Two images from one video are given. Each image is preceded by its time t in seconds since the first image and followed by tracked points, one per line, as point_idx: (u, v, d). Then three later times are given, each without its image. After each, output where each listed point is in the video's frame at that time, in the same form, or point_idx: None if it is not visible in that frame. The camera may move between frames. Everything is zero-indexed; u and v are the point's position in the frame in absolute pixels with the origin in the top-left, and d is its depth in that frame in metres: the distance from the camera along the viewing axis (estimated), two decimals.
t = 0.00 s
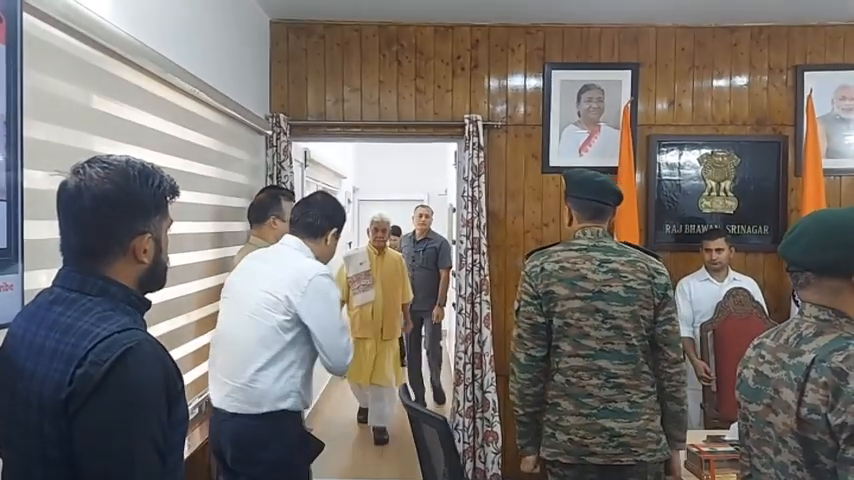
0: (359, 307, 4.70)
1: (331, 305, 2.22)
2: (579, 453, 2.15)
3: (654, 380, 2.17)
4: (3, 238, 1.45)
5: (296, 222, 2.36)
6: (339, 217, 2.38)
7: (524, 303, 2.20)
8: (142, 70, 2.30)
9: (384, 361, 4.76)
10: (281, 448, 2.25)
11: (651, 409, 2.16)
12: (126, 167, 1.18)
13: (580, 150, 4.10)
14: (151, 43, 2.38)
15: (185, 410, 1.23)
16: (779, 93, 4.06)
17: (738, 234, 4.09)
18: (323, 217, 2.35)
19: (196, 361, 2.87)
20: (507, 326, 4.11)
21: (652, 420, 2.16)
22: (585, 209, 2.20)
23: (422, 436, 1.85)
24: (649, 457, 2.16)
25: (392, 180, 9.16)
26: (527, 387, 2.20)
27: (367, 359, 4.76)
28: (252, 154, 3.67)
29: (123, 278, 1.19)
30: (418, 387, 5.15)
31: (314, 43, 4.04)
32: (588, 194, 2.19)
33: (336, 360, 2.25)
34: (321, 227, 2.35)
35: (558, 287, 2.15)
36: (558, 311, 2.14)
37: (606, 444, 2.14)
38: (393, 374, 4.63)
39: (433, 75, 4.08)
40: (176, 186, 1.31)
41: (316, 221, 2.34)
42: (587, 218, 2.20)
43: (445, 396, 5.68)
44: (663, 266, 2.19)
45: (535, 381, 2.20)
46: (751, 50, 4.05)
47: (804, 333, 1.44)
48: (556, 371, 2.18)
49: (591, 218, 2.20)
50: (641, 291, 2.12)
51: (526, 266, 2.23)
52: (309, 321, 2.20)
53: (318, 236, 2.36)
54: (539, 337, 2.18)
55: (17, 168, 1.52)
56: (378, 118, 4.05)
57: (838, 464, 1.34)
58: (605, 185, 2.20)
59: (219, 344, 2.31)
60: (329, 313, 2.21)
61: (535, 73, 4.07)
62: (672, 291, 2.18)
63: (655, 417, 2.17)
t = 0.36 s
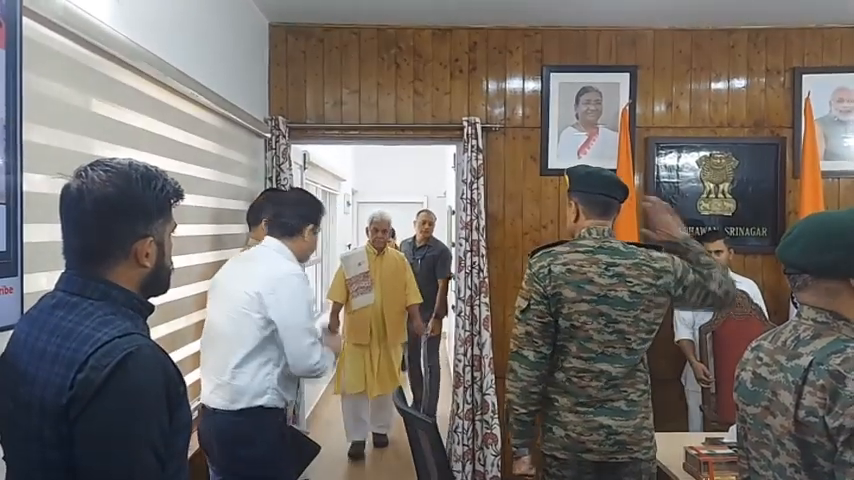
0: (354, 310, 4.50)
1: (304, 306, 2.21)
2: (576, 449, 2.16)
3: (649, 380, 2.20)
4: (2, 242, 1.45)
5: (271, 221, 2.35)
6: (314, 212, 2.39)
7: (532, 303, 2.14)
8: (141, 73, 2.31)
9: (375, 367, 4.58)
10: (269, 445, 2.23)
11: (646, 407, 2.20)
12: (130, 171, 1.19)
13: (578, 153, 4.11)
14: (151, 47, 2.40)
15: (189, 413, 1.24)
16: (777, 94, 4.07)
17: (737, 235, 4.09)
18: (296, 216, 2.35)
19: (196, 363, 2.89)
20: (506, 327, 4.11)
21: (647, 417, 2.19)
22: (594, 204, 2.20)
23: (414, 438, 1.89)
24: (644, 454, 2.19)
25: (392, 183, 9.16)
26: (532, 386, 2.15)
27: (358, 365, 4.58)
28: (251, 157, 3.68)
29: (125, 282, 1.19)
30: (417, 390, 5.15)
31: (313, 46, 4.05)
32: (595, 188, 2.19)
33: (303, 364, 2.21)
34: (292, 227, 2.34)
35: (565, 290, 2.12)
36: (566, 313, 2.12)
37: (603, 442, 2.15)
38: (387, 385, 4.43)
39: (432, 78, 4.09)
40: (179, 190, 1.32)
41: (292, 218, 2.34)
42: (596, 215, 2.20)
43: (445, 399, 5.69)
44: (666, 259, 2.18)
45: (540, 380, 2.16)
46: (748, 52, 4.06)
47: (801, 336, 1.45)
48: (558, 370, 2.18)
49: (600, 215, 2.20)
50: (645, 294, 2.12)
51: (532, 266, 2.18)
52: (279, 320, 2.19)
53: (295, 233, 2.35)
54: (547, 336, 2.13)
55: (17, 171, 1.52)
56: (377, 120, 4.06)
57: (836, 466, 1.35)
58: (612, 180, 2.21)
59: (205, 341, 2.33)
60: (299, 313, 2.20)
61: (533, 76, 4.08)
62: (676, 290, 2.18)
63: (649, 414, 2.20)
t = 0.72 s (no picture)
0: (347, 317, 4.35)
1: (270, 305, 2.15)
2: (577, 444, 2.15)
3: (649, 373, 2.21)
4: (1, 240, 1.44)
5: (250, 213, 2.37)
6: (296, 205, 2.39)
7: (535, 302, 2.13)
8: (140, 71, 2.30)
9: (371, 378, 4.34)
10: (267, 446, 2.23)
11: (646, 399, 2.21)
12: (132, 168, 1.19)
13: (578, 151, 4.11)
14: (149, 45, 2.39)
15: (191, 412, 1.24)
16: (776, 92, 4.06)
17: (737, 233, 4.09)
18: (275, 208, 2.35)
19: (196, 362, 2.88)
20: (506, 326, 4.11)
21: (647, 409, 2.20)
22: (594, 200, 2.19)
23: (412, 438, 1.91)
24: (646, 446, 2.19)
25: (391, 182, 9.16)
26: (537, 385, 2.14)
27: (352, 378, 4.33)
28: (250, 155, 3.67)
29: (127, 281, 1.19)
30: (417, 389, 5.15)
31: (311, 45, 4.05)
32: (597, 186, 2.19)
33: (257, 364, 2.13)
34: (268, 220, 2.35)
35: (569, 289, 2.11)
36: (570, 311, 2.11)
37: (604, 435, 2.14)
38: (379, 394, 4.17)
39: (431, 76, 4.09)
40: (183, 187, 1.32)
41: (271, 210, 2.35)
42: (596, 211, 2.20)
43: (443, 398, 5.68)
44: (664, 248, 2.19)
45: (544, 378, 2.15)
46: (747, 49, 4.06)
47: (801, 331, 1.44)
48: (559, 366, 2.17)
49: (601, 211, 2.19)
50: (648, 289, 2.13)
51: (534, 266, 2.17)
52: (247, 315, 2.16)
53: (276, 227, 2.36)
54: (550, 333, 2.13)
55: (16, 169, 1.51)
56: (376, 118, 4.06)
57: (836, 462, 1.34)
58: (612, 177, 2.21)
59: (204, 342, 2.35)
60: (263, 311, 2.15)
61: (532, 74, 4.07)
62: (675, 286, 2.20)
63: (649, 406, 2.21)
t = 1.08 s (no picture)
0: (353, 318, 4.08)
1: (245, 307, 2.13)
2: (578, 444, 2.15)
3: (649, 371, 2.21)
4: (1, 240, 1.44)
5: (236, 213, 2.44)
6: (276, 199, 2.40)
7: (534, 302, 2.13)
8: (139, 71, 2.30)
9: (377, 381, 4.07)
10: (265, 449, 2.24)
11: (647, 399, 2.20)
12: (134, 169, 1.19)
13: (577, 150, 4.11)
14: (149, 44, 2.39)
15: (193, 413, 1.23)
16: (775, 91, 4.06)
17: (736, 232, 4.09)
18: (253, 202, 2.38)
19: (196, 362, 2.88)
20: (506, 326, 4.10)
21: (648, 409, 2.20)
22: (592, 200, 2.19)
23: (412, 437, 1.91)
24: (647, 446, 2.19)
25: (391, 181, 9.16)
26: (537, 384, 2.14)
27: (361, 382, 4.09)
28: (250, 155, 3.67)
29: (127, 282, 1.18)
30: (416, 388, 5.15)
31: (311, 44, 4.04)
32: (598, 185, 2.18)
33: (234, 368, 2.13)
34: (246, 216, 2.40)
35: (568, 289, 2.11)
36: (570, 311, 2.11)
37: (605, 435, 2.14)
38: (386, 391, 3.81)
39: (430, 75, 4.08)
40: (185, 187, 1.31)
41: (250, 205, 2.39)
42: (595, 209, 2.19)
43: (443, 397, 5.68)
44: (664, 246, 2.18)
45: (544, 378, 2.15)
46: (747, 48, 4.05)
47: (801, 330, 1.44)
48: (560, 366, 2.17)
49: (599, 210, 2.19)
50: (648, 288, 2.13)
51: (533, 267, 2.16)
52: (224, 318, 2.15)
53: (253, 223, 2.39)
54: (549, 333, 2.13)
55: (16, 169, 1.51)
56: (375, 118, 4.05)
57: (836, 461, 1.34)
58: (610, 176, 2.20)
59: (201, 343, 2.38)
60: (238, 314, 2.13)
61: (532, 73, 4.07)
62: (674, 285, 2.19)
63: (650, 406, 2.21)
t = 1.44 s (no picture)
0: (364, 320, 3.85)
1: (246, 313, 2.13)
2: (578, 444, 2.15)
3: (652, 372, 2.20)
4: None
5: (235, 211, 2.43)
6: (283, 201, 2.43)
7: (532, 298, 2.14)
8: (139, 69, 2.30)
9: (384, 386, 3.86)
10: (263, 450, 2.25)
11: (649, 400, 2.18)
12: (128, 165, 1.19)
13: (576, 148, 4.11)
14: (148, 43, 2.38)
15: (186, 409, 1.23)
16: (774, 89, 4.07)
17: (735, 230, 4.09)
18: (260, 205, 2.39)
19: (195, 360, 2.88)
20: (506, 324, 4.11)
21: (651, 410, 2.18)
22: (595, 199, 2.19)
23: (412, 435, 1.91)
24: (650, 448, 2.17)
25: (389, 180, 9.16)
26: (534, 381, 2.14)
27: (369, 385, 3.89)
28: (249, 153, 3.67)
29: (120, 277, 1.18)
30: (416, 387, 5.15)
31: (309, 43, 4.04)
32: (603, 185, 2.19)
33: (226, 373, 2.11)
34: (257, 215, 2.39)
35: (568, 286, 2.11)
36: (569, 308, 2.11)
37: (605, 435, 2.13)
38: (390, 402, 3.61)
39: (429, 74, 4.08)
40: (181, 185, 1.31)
41: (257, 206, 2.39)
42: (597, 208, 2.19)
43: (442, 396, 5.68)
44: (663, 256, 2.24)
45: (542, 375, 2.15)
46: (746, 46, 4.06)
47: (800, 327, 1.44)
48: (560, 364, 2.16)
49: (602, 208, 2.19)
50: (650, 287, 2.14)
51: (534, 261, 2.17)
52: (222, 320, 2.15)
53: (261, 226, 2.40)
54: (547, 330, 2.13)
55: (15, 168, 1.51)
56: (374, 116, 4.05)
57: (835, 457, 1.34)
58: (613, 175, 2.20)
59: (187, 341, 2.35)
60: (237, 318, 2.13)
61: (531, 71, 4.07)
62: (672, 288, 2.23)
63: (653, 408, 2.19)
